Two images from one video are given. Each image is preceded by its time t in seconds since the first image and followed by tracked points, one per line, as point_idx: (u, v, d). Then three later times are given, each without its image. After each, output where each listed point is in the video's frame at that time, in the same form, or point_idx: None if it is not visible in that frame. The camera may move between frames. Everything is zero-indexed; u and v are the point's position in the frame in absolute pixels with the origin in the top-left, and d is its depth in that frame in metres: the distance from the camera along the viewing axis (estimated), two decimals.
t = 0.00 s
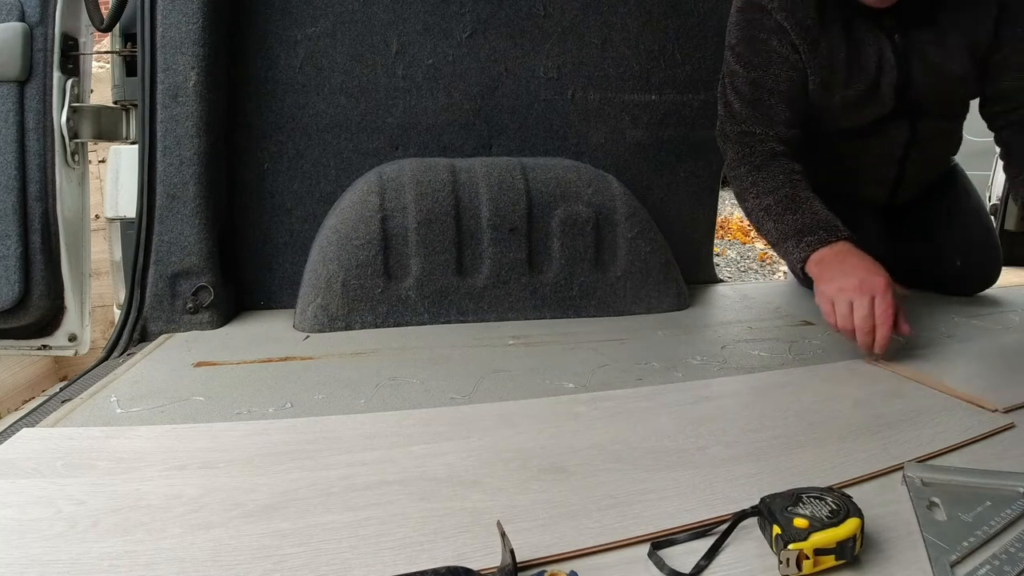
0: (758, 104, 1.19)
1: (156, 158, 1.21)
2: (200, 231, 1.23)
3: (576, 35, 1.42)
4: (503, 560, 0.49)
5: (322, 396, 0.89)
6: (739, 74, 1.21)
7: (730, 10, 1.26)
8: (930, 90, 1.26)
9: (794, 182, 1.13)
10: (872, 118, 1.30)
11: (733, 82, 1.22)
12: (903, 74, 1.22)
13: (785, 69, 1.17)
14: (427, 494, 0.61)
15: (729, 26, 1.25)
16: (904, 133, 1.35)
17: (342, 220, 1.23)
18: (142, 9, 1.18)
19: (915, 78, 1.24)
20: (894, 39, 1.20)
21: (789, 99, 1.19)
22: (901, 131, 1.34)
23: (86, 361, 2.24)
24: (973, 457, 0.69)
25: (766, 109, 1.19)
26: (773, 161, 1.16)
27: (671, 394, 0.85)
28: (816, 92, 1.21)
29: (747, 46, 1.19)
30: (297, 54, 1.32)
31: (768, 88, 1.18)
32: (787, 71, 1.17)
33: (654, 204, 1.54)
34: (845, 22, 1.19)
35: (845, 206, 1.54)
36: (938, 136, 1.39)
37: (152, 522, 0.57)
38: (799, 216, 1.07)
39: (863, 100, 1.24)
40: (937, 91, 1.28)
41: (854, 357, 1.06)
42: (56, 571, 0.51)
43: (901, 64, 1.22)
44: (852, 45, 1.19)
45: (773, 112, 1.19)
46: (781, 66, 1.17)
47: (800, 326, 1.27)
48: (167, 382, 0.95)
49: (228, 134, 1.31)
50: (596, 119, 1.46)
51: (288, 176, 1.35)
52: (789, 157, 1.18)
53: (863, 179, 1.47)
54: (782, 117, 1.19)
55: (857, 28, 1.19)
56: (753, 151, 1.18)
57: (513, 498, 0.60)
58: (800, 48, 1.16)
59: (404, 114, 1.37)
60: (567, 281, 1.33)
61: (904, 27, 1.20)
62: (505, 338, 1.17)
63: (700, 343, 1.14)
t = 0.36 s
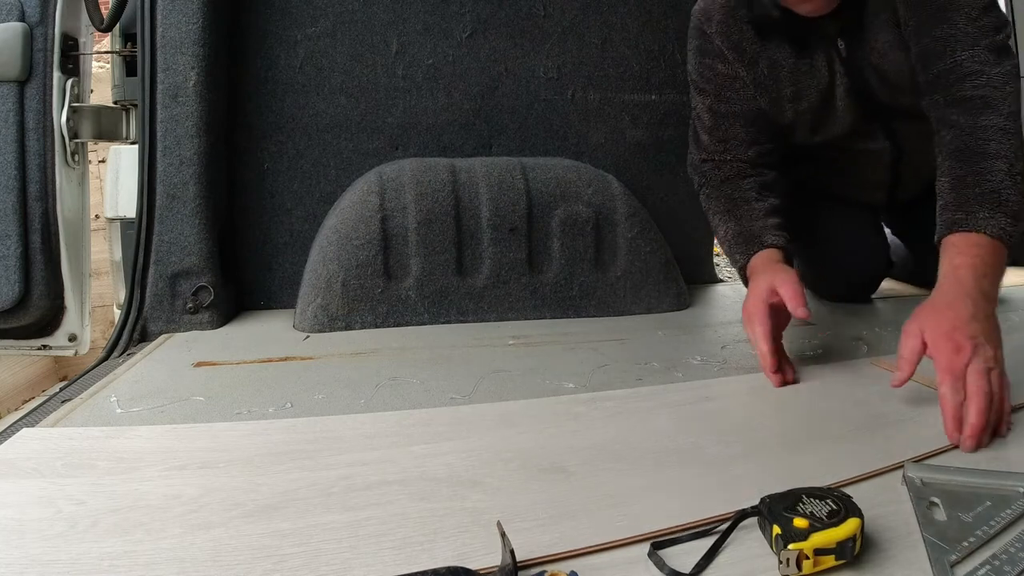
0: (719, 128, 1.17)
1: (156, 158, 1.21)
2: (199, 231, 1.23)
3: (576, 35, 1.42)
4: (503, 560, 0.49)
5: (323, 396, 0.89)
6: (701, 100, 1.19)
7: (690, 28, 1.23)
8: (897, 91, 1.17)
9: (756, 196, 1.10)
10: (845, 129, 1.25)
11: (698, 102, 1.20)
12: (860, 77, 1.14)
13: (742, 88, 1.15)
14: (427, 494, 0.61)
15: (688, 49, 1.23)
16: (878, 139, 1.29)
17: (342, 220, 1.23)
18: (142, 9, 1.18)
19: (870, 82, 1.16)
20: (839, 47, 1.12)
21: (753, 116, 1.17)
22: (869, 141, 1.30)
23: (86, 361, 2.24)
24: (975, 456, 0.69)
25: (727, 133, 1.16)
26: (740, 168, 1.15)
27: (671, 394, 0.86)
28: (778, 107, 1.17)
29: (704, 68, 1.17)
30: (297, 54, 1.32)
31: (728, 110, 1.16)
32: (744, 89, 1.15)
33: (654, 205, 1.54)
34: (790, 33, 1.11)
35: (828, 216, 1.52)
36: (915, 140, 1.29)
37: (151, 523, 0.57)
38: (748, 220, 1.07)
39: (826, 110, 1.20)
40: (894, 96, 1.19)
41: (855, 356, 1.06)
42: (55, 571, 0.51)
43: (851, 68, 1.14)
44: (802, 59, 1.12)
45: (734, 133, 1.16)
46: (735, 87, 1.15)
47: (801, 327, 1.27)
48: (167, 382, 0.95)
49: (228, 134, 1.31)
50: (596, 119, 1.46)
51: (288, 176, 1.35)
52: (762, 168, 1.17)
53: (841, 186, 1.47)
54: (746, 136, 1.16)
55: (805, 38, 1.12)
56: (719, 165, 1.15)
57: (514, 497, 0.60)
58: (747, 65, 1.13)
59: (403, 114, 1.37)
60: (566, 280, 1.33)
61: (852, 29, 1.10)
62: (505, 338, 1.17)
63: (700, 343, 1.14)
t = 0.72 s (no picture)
0: (710, 147, 1.21)
1: (156, 158, 1.21)
2: (200, 231, 1.23)
3: (576, 35, 1.42)
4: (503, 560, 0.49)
5: (323, 396, 0.89)
6: (692, 118, 1.22)
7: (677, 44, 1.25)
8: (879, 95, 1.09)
9: (748, 202, 1.14)
10: (828, 140, 1.22)
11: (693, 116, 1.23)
12: (838, 88, 1.08)
13: (727, 106, 1.17)
14: (427, 494, 0.61)
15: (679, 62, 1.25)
16: (867, 148, 1.24)
17: (342, 220, 1.23)
18: (142, 9, 1.18)
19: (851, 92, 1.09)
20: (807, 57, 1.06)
21: (741, 132, 1.19)
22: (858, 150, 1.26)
23: (86, 361, 2.24)
24: (976, 456, 0.68)
25: (717, 152, 1.20)
26: (734, 181, 1.19)
27: (671, 394, 0.86)
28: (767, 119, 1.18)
29: (692, 89, 1.20)
30: (297, 54, 1.32)
31: (716, 130, 1.19)
32: (728, 107, 1.17)
33: (654, 205, 1.54)
34: (761, 49, 1.08)
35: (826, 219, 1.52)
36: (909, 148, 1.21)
37: (151, 522, 0.57)
38: (738, 225, 1.11)
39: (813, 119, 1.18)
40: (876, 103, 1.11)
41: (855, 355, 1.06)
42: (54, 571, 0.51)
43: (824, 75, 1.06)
44: (779, 73, 1.10)
45: (724, 151, 1.20)
46: (720, 108, 1.18)
47: (801, 327, 1.27)
48: (166, 382, 0.95)
49: (228, 134, 1.31)
50: (596, 119, 1.46)
51: (288, 176, 1.35)
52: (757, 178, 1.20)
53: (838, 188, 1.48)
54: (736, 152, 1.20)
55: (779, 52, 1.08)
56: (714, 180, 1.20)
57: (513, 495, 0.60)
58: (727, 86, 1.15)
59: (404, 114, 1.37)
60: (566, 281, 1.33)
61: (824, 37, 1.03)
62: (505, 338, 1.17)
63: (700, 343, 1.14)
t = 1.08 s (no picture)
0: (700, 148, 1.23)
1: (156, 158, 1.22)
2: (200, 231, 1.23)
3: (576, 35, 1.42)
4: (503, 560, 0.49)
5: (323, 396, 0.89)
6: (684, 119, 1.24)
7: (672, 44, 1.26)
8: (878, 104, 1.09)
9: (732, 204, 1.17)
10: (824, 147, 1.22)
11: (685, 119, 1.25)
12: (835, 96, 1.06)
13: (719, 109, 1.19)
14: (428, 494, 0.61)
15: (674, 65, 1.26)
16: (862, 158, 1.25)
17: (342, 220, 1.22)
18: (142, 9, 1.17)
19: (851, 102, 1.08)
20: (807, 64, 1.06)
21: (732, 134, 1.21)
22: (854, 159, 1.27)
23: (86, 361, 2.24)
24: (976, 456, 0.68)
25: (707, 153, 1.22)
26: (721, 184, 1.21)
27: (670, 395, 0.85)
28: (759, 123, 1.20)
29: (684, 90, 1.22)
30: (297, 54, 1.32)
31: (706, 131, 1.21)
32: (721, 110, 1.19)
33: (654, 205, 1.54)
34: (757, 56, 1.09)
35: (824, 222, 1.52)
36: (904, 158, 1.21)
37: (151, 522, 0.57)
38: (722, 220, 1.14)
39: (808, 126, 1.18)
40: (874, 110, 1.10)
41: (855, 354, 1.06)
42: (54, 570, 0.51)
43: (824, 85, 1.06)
44: (773, 79, 1.11)
45: (713, 154, 1.22)
46: (711, 109, 1.20)
47: (800, 327, 1.27)
48: (166, 382, 0.95)
49: (228, 134, 1.31)
50: (595, 119, 1.46)
51: (288, 176, 1.35)
52: (746, 182, 1.22)
53: (835, 192, 1.48)
54: (725, 155, 1.22)
55: (777, 58, 1.09)
56: (701, 182, 1.23)
57: (514, 494, 0.60)
58: (719, 89, 1.16)
59: (403, 114, 1.37)
60: (566, 281, 1.33)
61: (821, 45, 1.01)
62: (504, 338, 1.18)
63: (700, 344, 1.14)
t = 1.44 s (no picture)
0: (685, 161, 1.19)
1: (156, 158, 1.22)
2: (200, 231, 1.23)
3: (576, 35, 1.42)
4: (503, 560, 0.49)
5: (323, 396, 0.89)
6: (669, 134, 1.21)
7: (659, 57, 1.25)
8: (875, 116, 1.08)
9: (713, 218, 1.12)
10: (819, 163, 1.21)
11: (670, 136, 1.21)
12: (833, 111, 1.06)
13: (707, 123, 1.15)
14: (428, 495, 0.61)
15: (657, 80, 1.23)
16: (862, 169, 1.23)
17: (342, 220, 1.22)
18: (142, 9, 1.18)
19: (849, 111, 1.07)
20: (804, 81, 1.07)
21: (720, 146, 1.16)
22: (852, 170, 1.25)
23: (86, 361, 2.24)
24: (977, 456, 0.68)
25: (692, 166, 1.18)
26: (704, 198, 1.15)
27: (670, 395, 0.85)
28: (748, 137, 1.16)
29: (669, 102, 1.19)
30: (297, 54, 1.32)
31: (693, 143, 1.18)
32: (709, 125, 1.15)
33: (654, 205, 1.54)
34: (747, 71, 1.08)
35: (823, 231, 1.51)
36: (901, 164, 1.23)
37: (153, 522, 0.57)
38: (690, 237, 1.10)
39: (802, 141, 1.16)
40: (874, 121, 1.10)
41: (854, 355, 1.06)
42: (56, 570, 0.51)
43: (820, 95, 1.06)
44: (763, 94, 1.09)
45: (698, 167, 1.17)
46: (697, 121, 1.16)
47: (800, 327, 1.27)
48: (167, 382, 0.95)
49: (228, 135, 1.31)
50: (595, 119, 1.46)
51: (288, 176, 1.35)
52: (731, 197, 1.15)
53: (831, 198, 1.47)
54: (711, 168, 1.17)
55: (767, 72, 1.08)
56: (686, 196, 1.18)
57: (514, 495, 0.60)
58: (706, 102, 1.13)
59: (403, 114, 1.37)
60: (566, 281, 1.34)
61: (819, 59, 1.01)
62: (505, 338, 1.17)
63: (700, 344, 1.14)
